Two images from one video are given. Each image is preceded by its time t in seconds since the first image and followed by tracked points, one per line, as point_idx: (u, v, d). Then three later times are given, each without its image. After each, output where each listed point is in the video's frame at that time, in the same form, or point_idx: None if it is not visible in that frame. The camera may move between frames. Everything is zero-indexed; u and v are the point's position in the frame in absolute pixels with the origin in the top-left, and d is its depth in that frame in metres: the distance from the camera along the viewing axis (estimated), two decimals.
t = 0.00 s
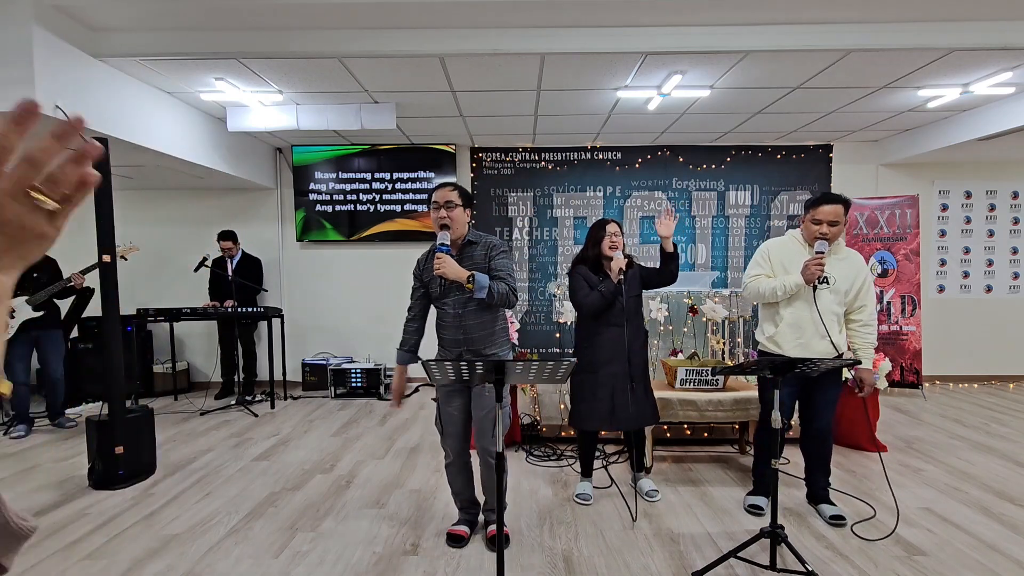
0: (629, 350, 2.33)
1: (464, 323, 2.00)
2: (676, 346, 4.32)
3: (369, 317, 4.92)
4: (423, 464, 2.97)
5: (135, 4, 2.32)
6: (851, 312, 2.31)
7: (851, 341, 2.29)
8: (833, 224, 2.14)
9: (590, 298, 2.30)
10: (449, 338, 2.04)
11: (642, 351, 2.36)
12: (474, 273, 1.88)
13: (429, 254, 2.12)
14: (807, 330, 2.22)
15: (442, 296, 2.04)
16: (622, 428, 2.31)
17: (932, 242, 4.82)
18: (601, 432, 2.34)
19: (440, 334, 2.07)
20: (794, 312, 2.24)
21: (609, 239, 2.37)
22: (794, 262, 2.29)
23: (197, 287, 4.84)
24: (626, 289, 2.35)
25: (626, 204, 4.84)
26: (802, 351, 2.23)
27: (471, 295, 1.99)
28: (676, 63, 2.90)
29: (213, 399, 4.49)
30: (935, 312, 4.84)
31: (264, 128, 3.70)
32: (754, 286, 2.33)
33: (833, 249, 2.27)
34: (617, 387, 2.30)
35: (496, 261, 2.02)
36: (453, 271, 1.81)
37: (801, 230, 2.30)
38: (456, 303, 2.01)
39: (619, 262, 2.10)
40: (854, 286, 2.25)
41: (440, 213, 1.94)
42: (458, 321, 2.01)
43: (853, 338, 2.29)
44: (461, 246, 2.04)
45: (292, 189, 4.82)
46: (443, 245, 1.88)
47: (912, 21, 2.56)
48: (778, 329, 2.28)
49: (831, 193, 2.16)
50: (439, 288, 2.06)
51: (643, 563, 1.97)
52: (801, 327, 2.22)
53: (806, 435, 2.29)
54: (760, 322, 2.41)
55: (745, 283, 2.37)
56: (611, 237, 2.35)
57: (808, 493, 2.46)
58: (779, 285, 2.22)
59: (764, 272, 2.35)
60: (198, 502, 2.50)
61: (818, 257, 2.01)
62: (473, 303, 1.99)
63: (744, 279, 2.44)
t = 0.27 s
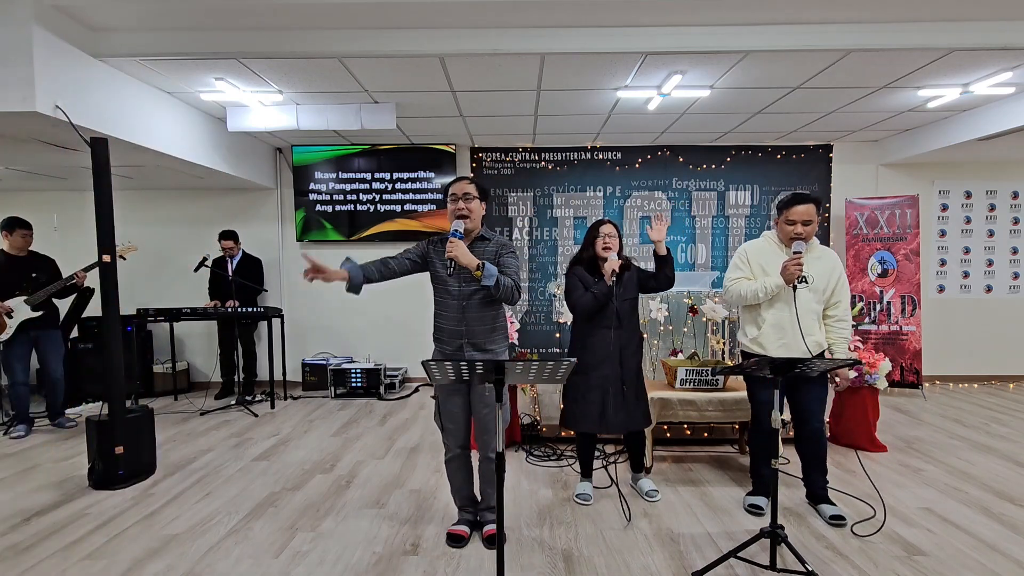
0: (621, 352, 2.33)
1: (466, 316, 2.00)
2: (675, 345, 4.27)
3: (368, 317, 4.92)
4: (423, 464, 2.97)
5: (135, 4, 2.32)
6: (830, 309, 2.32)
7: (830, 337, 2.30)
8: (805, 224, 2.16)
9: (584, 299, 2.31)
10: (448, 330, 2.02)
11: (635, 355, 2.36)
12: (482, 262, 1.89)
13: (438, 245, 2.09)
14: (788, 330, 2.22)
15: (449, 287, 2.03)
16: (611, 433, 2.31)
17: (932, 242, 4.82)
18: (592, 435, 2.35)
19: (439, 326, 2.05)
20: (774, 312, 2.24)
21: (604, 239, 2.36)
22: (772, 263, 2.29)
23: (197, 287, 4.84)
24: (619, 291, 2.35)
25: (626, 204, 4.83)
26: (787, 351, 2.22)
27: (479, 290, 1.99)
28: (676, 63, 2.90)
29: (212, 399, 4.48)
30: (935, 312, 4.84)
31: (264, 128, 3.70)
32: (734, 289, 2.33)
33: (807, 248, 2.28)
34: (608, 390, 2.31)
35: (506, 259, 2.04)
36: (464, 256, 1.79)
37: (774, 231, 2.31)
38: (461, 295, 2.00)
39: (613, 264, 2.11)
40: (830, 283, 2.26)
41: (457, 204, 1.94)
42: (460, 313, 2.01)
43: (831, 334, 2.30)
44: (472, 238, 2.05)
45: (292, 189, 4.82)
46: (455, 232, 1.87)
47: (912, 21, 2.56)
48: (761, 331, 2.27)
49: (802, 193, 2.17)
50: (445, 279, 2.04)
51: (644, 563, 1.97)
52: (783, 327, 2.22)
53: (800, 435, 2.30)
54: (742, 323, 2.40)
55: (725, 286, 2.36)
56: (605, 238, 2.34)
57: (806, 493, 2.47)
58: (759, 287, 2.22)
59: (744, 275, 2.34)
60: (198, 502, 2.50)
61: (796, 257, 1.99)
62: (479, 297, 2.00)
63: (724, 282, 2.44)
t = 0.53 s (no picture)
0: (628, 353, 2.33)
1: (472, 319, 2.01)
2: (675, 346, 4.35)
3: (369, 317, 4.92)
4: (423, 464, 2.97)
5: (135, 4, 2.32)
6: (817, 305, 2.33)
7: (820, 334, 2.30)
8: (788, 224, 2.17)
9: (589, 300, 2.31)
10: (451, 331, 2.01)
11: (643, 356, 2.36)
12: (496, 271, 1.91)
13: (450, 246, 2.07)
14: (779, 331, 2.22)
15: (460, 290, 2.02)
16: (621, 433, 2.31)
17: (932, 242, 4.82)
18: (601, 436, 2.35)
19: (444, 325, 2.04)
20: (764, 314, 2.24)
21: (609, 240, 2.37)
22: (758, 264, 2.30)
23: (197, 287, 4.84)
24: (625, 291, 2.35)
25: (626, 204, 4.84)
26: (780, 352, 2.22)
27: (490, 296, 2.00)
28: (676, 63, 2.90)
29: (212, 399, 4.48)
30: (935, 312, 4.84)
31: (264, 128, 3.70)
32: (723, 293, 2.32)
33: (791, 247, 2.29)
34: (618, 391, 2.30)
35: (515, 272, 2.07)
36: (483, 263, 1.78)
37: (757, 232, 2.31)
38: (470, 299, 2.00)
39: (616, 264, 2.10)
40: (817, 281, 2.27)
41: (473, 216, 1.96)
42: (465, 315, 2.01)
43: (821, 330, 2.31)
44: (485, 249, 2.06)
45: (292, 189, 4.82)
46: (473, 238, 1.87)
47: (912, 21, 2.56)
48: (752, 333, 2.27)
49: (782, 193, 2.18)
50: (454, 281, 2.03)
51: (644, 563, 1.97)
52: (773, 328, 2.22)
53: (793, 435, 2.29)
54: (733, 327, 2.39)
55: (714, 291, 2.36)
56: (611, 238, 2.33)
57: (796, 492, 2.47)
58: (748, 291, 2.21)
59: (732, 279, 2.34)
60: (198, 502, 2.50)
61: (781, 258, 1.98)
62: (487, 305, 2.01)
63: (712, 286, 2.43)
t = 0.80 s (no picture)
0: (639, 349, 2.33)
1: (477, 314, 2.00)
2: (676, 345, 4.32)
3: (368, 317, 4.92)
4: (423, 464, 2.96)
5: (135, 4, 2.32)
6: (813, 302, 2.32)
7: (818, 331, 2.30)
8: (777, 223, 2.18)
9: (598, 300, 2.31)
10: (455, 326, 2.01)
11: (654, 352, 2.35)
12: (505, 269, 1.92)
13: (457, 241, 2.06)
14: (776, 330, 2.22)
15: (467, 285, 2.02)
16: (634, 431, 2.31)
17: (932, 242, 4.82)
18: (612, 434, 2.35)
19: (447, 320, 2.03)
20: (759, 314, 2.24)
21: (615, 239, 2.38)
22: (751, 265, 2.30)
23: (197, 287, 4.84)
24: (634, 288, 2.36)
25: (626, 204, 4.84)
26: (777, 351, 2.22)
27: (495, 291, 2.01)
28: (676, 63, 2.90)
29: (212, 399, 4.48)
30: (935, 312, 4.84)
31: (264, 128, 3.70)
32: (718, 295, 2.33)
33: (784, 245, 2.30)
34: (631, 388, 2.30)
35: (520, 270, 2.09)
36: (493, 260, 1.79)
37: (749, 233, 2.32)
38: (474, 295, 2.00)
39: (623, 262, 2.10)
40: (812, 278, 2.26)
41: (482, 213, 1.95)
42: (470, 311, 2.01)
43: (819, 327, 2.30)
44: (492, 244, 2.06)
45: (292, 188, 4.82)
46: (484, 237, 1.87)
47: (912, 21, 2.56)
48: (749, 334, 2.27)
49: (771, 193, 2.19)
50: (460, 276, 2.03)
51: (644, 563, 1.97)
52: (769, 328, 2.22)
53: (793, 435, 2.29)
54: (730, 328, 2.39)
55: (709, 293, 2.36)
56: (618, 237, 2.36)
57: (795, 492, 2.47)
58: (742, 291, 2.22)
59: (726, 281, 2.34)
60: (198, 502, 2.50)
61: (772, 258, 1.98)
62: (490, 299, 2.01)
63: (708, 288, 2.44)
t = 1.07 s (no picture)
0: (641, 349, 2.32)
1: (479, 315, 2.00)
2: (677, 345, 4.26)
3: (369, 317, 4.92)
4: (423, 464, 2.96)
5: (135, 4, 2.32)
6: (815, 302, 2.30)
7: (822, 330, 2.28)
8: (774, 224, 2.18)
9: (599, 301, 2.33)
10: (458, 328, 2.01)
11: (657, 352, 2.34)
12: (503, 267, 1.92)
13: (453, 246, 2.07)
14: (776, 330, 2.22)
15: (467, 287, 2.02)
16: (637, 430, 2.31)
17: (932, 242, 4.82)
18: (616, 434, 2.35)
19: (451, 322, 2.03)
20: (759, 315, 2.25)
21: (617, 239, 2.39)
22: (750, 266, 2.31)
23: (197, 287, 4.84)
24: (636, 289, 2.35)
25: (626, 204, 4.84)
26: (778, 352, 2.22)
27: (494, 291, 2.01)
28: (676, 63, 2.90)
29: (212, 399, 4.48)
30: (935, 312, 4.84)
31: (264, 128, 3.70)
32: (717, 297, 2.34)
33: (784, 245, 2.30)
34: (632, 389, 2.29)
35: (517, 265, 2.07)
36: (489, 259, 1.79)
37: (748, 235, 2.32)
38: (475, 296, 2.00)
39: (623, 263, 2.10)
40: (812, 277, 2.26)
41: (474, 213, 1.96)
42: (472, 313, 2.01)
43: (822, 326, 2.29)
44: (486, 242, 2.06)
45: (292, 188, 4.82)
46: (478, 237, 1.87)
47: (912, 21, 2.56)
48: (750, 334, 2.28)
49: (767, 195, 2.20)
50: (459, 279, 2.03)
51: (644, 563, 1.97)
52: (770, 328, 2.23)
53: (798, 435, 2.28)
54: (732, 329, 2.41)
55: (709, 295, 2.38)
56: (618, 238, 2.35)
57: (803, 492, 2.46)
58: (741, 293, 2.23)
59: (726, 282, 2.36)
60: (198, 502, 2.50)
61: (769, 258, 1.98)
62: (491, 299, 2.01)
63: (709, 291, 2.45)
